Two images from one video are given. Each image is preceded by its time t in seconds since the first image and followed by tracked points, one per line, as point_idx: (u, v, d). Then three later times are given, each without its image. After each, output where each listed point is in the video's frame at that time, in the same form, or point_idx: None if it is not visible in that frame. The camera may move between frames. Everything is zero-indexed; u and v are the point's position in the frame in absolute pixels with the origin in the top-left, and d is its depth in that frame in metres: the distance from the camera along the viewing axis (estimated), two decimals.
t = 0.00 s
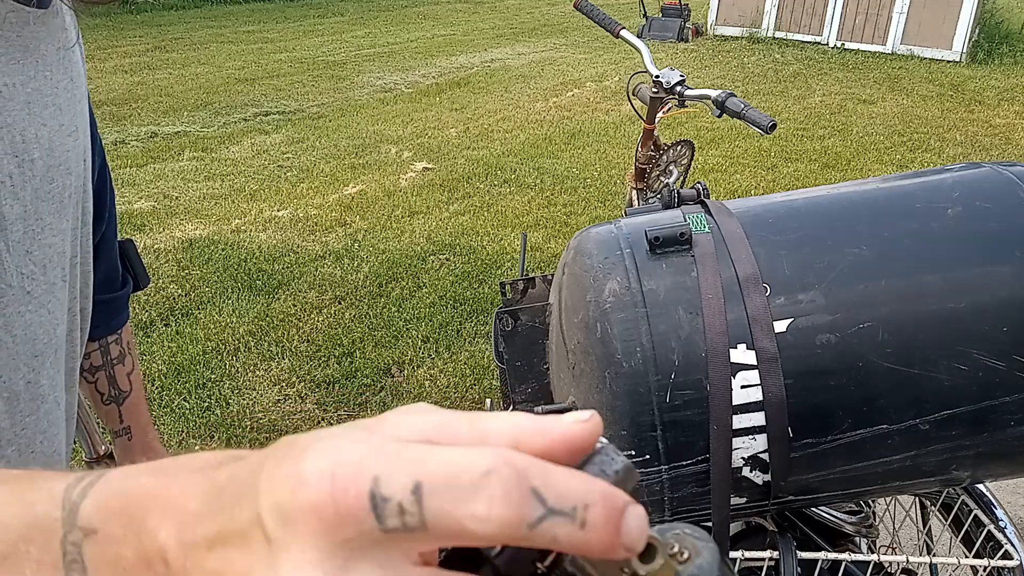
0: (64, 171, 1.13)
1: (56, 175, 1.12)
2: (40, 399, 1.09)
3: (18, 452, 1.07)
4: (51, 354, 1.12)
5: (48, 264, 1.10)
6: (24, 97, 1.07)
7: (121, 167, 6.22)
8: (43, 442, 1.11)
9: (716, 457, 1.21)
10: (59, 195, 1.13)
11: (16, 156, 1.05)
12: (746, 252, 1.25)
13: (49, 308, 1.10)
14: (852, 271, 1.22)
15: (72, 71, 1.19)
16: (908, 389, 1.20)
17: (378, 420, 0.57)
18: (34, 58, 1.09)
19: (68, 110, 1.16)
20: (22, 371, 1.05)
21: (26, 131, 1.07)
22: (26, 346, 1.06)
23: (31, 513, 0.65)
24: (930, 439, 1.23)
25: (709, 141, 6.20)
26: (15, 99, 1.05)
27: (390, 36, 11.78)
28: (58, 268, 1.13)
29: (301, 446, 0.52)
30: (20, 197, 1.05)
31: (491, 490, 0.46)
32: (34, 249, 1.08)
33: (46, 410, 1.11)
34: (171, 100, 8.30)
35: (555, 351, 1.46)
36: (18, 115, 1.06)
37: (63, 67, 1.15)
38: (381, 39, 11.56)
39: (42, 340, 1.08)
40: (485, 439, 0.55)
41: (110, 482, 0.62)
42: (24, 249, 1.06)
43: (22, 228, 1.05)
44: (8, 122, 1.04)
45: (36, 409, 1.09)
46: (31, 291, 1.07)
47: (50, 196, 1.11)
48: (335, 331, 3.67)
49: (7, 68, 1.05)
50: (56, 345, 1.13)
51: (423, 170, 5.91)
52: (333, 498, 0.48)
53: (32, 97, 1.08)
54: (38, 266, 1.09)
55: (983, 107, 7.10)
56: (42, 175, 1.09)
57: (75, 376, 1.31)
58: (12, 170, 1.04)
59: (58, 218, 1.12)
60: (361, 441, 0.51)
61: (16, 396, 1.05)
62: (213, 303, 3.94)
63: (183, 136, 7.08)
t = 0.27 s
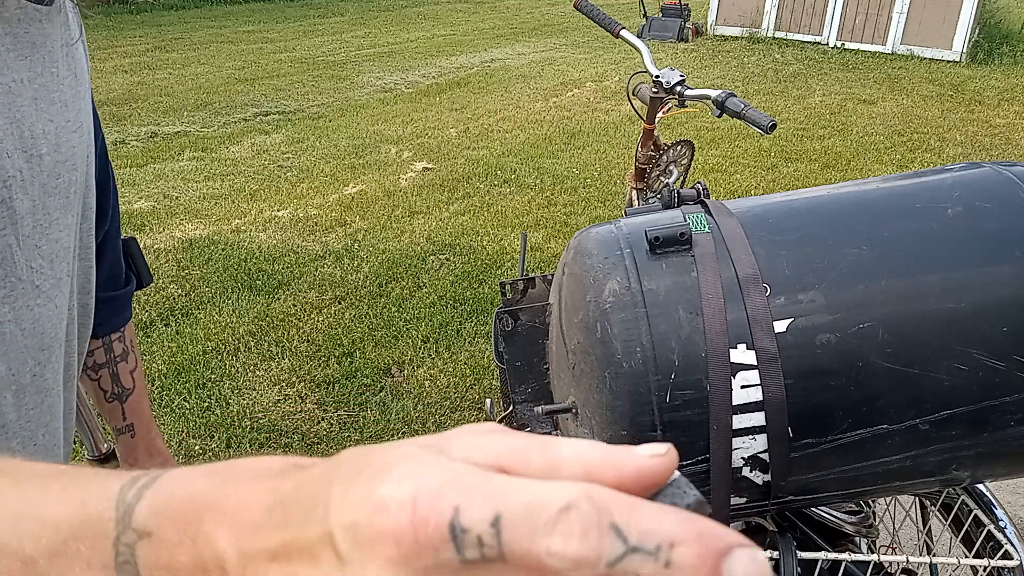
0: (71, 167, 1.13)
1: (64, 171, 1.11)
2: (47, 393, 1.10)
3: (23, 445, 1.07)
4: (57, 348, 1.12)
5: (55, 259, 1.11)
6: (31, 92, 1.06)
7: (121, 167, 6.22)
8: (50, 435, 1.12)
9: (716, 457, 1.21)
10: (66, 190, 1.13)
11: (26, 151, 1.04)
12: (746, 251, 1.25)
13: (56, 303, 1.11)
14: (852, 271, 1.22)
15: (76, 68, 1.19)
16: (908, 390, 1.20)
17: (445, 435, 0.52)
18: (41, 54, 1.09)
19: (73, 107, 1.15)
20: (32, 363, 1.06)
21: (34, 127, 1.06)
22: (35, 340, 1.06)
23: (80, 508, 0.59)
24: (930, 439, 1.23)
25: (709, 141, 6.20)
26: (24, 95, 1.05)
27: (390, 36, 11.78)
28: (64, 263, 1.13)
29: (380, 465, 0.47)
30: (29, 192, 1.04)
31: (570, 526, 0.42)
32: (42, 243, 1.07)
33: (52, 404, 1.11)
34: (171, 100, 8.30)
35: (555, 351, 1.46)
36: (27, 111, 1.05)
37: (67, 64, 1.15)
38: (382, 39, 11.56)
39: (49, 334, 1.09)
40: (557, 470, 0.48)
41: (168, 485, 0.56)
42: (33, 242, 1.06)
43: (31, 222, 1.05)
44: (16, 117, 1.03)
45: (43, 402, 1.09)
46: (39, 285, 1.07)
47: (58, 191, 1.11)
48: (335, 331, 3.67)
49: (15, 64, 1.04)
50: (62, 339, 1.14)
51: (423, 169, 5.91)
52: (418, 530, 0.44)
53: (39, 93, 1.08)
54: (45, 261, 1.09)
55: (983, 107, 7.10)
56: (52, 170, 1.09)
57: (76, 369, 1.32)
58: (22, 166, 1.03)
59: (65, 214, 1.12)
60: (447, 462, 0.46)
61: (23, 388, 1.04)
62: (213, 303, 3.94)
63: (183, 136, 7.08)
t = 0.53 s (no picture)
0: (78, 167, 1.12)
1: (72, 171, 1.11)
2: (56, 391, 1.11)
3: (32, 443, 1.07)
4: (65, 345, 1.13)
5: (64, 257, 1.10)
6: (41, 93, 1.05)
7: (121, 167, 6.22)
8: (60, 432, 1.13)
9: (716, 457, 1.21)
10: (74, 190, 1.12)
11: (37, 151, 1.03)
12: (746, 251, 1.25)
13: (64, 301, 1.11)
14: (852, 271, 1.22)
15: (82, 66, 1.18)
16: (908, 389, 1.20)
17: (467, 426, 0.54)
18: (51, 54, 1.08)
19: (82, 107, 1.15)
20: (42, 361, 1.07)
21: (45, 127, 1.05)
22: (45, 338, 1.07)
23: (102, 495, 0.62)
24: (930, 439, 1.23)
25: (709, 141, 6.20)
26: (36, 95, 1.04)
27: (390, 36, 11.77)
28: (72, 262, 1.13)
29: (397, 453, 0.51)
30: (39, 192, 1.04)
31: (585, 527, 0.45)
32: (51, 242, 1.07)
33: (60, 401, 1.12)
34: (171, 100, 8.29)
35: (555, 351, 1.46)
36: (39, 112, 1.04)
37: (75, 63, 1.15)
38: (382, 39, 11.56)
39: (58, 332, 1.09)
40: (568, 467, 0.51)
41: (190, 472, 0.61)
42: (42, 241, 1.05)
43: (41, 222, 1.04)
44: (27, 118, 1.03)
45: (52, 400, 1.10)
46: (49, 284, 1.07)
47: (66, 191, 1.10)
48: (335, 331, 3.67)
49: (25, 65, 1.03)
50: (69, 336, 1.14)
51: (423, 169, 5.91)
52: (430, 515, 0.47)
53: (50, 93, 1.07)
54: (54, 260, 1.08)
55: (983, 107, 7.10)
56: (60, 170, 1.08)
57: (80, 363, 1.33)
58: (34, 167, 1.03)
59: (72, 213, 1.12)
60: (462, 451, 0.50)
61: (38, 387, 1.06)
62: (213, 303, 3.94)
63: (183, 136, 7.08)
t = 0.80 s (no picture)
0: (80, 166, 1.13)
1: (74, 170, 1.11)
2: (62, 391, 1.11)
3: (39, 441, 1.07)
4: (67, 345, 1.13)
5: (65, 256, 1.11)
6: (43, 92, 1.06)
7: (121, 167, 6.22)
8: (64, 430, 1.13)
9: (715, 456, 1.21)
10: (76, 189, 1.12)
11: (38, 150, 1.03)
12: (746, 251, 1.25)
13: (66, 300, 1.11)
14: (852, 271, 1.22)
15: (83, 67, 1.18)
16: (907, 389, 1.20)
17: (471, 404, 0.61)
18: (53, 55, 1.08)
19: (83, 107, 1.15)
20: (46, 360, 1.07)
21: (46, 127, 1.05)
22: (48, 336, 1.07)
23: (108, 479, 0.70)
24: (930, 439, 1.23)
25: (709, 141, 6.21)
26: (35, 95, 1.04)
27: (390, 36, 11.77)
28: (74, 261, 1.14)
29: (399, 437, 0.57)
30: (41, 190, 1.04)
31: (554, 559, 0.47)
32: (52, 241, 1.07)
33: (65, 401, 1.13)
34: (171, 100, 8.29)
35: (554, 351, 1.46)
36: (39, 112, 1.04)
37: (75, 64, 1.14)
38: (382, 39, 11.56)
39: (60, 330, 1.10)
40: (562, 442, 0.57)
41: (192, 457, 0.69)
42: (44, 241, 1.05)
43: (42, 220, 1.04)
44: (28, 117, 1.03)
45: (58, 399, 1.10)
46: (50, 283, 1.07)
47: (68, 189, 1.10)
48: (335, 331, 3.67)
49: (26, 65, 1.03)
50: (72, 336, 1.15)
51: (423, 169, 5.91)
52: (431, 490, 0.53)
53: (51, 93, 1.07)
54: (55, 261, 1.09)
55: (983, 107, 7.10)
56: (62, 168, 1.08)
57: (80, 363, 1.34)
58: (35, 166, 1.02)
59: (75, 212, 1.12)
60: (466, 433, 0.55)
61: (42, 386, 1.06)
62: (213, 303, 3.94)
63: (183, 136, 7.08)
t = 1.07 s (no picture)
0: (74, 170, 1.13)
1: (67, 173, 1.11)
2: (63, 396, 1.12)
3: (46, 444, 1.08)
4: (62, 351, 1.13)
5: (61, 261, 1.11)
6: (38, 96, 1.06)
7: (121, 167, 6.22)
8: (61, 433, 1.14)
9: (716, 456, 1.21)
10: (70, 194, 1.13)
11: (33, 155, 1.04)
12: (746, 251, 1.25)
13: (67, 304, 1.11)
14: (852, 271, 1.22)
15: (80, 70, 1.18)
16: (907, 389, 1.20)
17: (421, 371, 0.68)
18: (47, 59, 1.08)
19: (78, 110, 1.16)
20: (51, 365, 1.07)
21: (40, 130, 1.05)
22: (52, 341, 1.07)
23: (103, 452, 0.76)
24: (930, 439, 1.23)
25: (709, 141, 6.21)
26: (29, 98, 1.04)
27: (390, 36, 11.77)
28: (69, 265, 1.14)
29: (361, 427, 0.62)
30: (37, 194, 1.04)
31: (511, 562, 0.54)
32: (53, 245, 1.08)
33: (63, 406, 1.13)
34: (171, 100, 8.29)
35: (554, 351, 1.46)
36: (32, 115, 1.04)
37: (70, 67, 1.15)
38: (382, 39, 11.56)
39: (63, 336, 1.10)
40: (510, 404, 0.66)
41: (172, 421, 0.75)
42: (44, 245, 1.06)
43: (41, 224, 1.04)
44: (23, 120, 1.03)
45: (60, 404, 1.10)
46: (52, 287, 1.07)
47: (62, 193, 1.11)
48: (335, 331, 3.67)
49: (21, 68, 1.03)
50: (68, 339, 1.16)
51: (423, 169, 5.91)
52: (398, 497, 0.58)
53: (46, 97, 1.07)
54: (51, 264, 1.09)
55: (983, 107, 7.10)
56: (54, 171, 1.08)
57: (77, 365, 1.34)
58: (30, 169, 1.02)
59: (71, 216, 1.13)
60: (425, 431, 0.60)
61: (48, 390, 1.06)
62: (213, 303, 3.94)
63: (183, 136, 7.08)
